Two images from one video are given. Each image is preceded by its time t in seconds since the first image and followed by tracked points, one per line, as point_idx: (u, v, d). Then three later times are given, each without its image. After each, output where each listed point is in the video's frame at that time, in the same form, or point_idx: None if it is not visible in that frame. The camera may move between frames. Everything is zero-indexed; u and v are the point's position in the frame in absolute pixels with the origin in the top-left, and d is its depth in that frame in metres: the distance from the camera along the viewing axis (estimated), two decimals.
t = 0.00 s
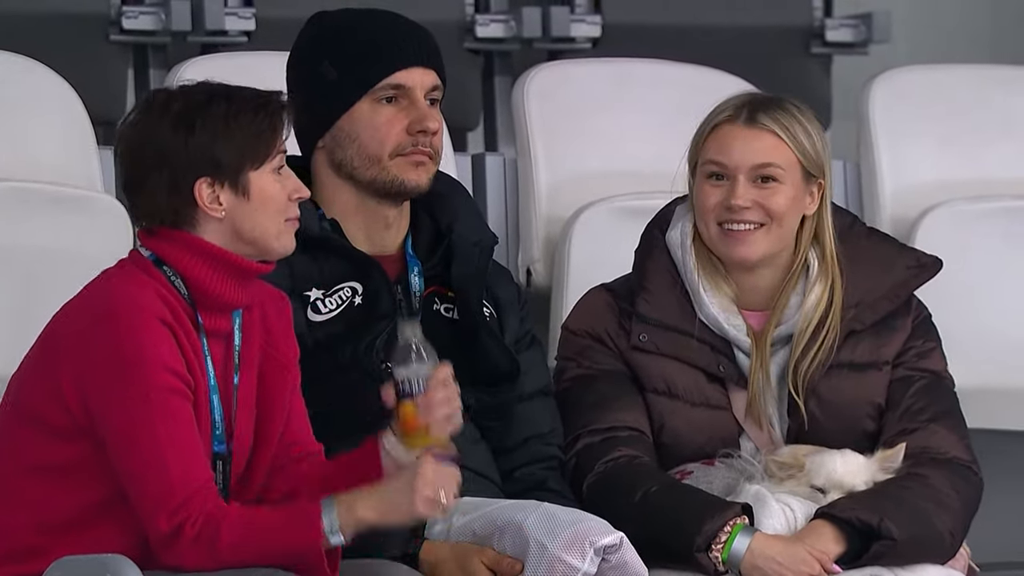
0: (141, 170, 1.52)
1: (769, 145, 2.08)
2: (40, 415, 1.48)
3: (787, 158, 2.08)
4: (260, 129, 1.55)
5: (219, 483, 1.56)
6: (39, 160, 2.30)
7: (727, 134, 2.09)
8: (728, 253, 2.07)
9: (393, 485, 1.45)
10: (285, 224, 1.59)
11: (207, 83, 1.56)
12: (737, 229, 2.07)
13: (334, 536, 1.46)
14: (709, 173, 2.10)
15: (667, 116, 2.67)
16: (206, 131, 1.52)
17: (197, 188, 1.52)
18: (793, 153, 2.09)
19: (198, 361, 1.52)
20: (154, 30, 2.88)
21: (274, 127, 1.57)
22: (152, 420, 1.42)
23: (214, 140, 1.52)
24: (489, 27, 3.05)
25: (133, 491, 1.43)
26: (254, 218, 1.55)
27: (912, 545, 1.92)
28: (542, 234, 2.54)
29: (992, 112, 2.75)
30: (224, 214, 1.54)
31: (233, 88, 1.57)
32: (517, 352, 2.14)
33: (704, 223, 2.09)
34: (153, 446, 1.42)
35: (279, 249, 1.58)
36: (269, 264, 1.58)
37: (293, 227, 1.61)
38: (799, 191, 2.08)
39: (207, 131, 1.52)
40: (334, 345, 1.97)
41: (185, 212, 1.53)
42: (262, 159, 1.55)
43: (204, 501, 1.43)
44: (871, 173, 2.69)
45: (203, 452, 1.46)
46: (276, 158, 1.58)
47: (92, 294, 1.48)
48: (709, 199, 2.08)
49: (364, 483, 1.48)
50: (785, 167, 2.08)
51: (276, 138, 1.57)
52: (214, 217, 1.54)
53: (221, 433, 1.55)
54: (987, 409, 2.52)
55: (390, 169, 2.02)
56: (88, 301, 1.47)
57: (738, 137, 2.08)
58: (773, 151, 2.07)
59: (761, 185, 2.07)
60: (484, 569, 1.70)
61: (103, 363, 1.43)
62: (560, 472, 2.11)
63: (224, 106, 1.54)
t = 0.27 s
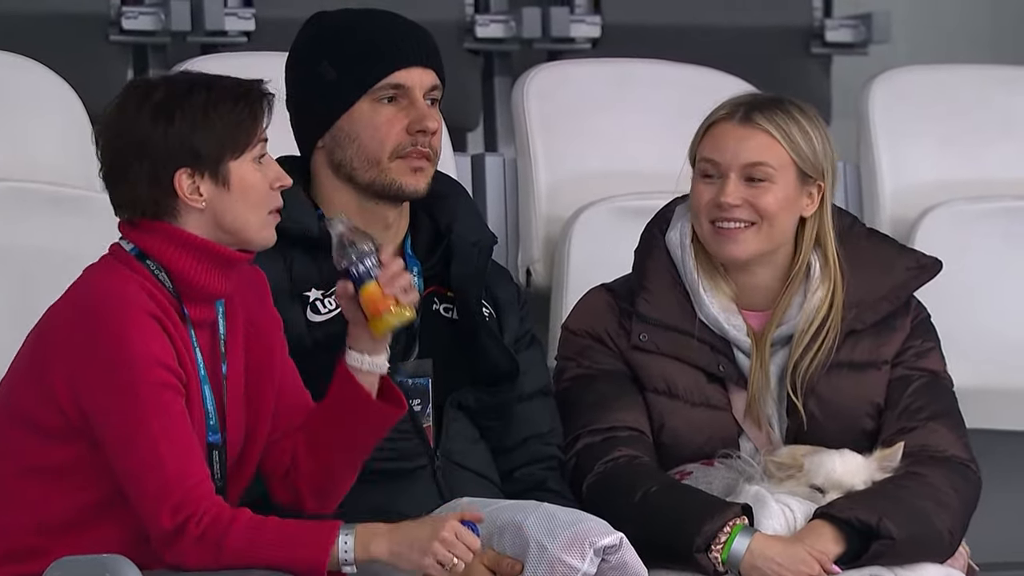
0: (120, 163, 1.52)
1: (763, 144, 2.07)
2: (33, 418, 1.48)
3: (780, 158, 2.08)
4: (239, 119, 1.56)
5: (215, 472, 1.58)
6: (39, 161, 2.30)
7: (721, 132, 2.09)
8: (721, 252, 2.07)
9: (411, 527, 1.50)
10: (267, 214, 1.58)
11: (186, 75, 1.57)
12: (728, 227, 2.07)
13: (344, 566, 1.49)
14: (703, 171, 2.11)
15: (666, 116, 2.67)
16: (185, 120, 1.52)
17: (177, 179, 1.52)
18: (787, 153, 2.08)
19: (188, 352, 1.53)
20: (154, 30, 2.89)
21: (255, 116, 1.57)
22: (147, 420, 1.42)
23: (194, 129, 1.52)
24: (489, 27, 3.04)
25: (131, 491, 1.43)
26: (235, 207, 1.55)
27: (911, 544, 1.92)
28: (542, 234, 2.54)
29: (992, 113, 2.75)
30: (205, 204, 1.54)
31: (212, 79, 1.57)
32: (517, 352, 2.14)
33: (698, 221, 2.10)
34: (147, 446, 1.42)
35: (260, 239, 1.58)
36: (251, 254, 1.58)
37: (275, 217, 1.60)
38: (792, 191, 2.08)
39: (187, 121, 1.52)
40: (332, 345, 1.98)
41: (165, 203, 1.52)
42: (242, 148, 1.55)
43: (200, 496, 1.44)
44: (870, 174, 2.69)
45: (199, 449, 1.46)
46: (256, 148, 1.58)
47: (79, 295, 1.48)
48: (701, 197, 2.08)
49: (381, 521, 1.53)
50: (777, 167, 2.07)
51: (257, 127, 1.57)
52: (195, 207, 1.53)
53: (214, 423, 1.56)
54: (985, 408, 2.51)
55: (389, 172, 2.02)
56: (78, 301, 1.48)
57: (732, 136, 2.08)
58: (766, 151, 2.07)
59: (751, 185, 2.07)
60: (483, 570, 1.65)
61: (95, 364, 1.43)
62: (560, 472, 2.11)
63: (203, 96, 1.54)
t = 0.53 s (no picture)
0: (97, 159, 1.51)
1: (760, 143, 2.07)
2: (28, 419, 1.47)
3: (778, 157, 2.07)
4: (212, 106, 1.54)
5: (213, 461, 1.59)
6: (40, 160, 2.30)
7: (718, 131, 2.09)
8: (717, 251, 2.07)
9: (412, 545, 1.55)
10: (248, 197, 1.58)
11: (154, 65, 1.55)
12: (725, 226, 2.07)
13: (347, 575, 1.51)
14: (702, 169, 2.11)
15: (667, 116, 2.67)
16: (158, 112, 1.51)
17: (155, 172, 1.51)
18: (785, 153, 2.08)
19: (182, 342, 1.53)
20: (154, 29, 2.85)
21: (228, 101, 1.56)
22: (146, 419, 1.41)
23: (167, 121, 1.51)
24: (489, 26, 3.06)
25: (131, 490, 1.43)
26: (215, 194, 1.55)
27: (912, 543, 1.92)
28: (543, 233, 2.54)
29: (992, 113, 2.75)
30: (186, 192, 1.53)
31: (182, 67, 1.55)
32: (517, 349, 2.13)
33: (696, 220, 2.10)
34: (146, 445, 1.41)
35: (241, 222, 1.58)
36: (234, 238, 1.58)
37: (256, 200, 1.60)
38: (789, 190, 2.08)
39: (160, 112, 1.51)
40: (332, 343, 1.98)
41: (147, 196, 1.52)
42: (218, 135, 1.54)
43: (203, 495, 1.44)
44: (872, 174, 2.69)
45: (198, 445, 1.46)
46: (232, 133, 1.56)
47: (69, 294, 1.47)
48: (699, 196, 2.09)
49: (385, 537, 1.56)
50: (774, 166, 2.07)
51: (232, 112, 1.56)
52: (175, 197, 1.53)
53: (209, 413, 1.57)
54: (979, 404, 2.60)
55: (411, 171, 2.00)
56: (69, 300, 1.47)
57: (729, 135, 2.08)
58: (764, 150, 2.07)
59: (749, 183, 2.07)
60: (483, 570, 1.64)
61: (92, 363, 1.43)
62: (561, 471, 2.11)
63: (173, 86, 1.53)
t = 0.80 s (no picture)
0: (89, 159, 1.51)
1: (762, 142, 2.07)
2: (28, 419, 1.47)
3: (780, 156, 2.07)
4: (201, 101, 1.53)
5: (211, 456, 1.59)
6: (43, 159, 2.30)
7: (720, 129, 2.09)
8: (719, 249, 2.07)
9: (415, 546, 1.57)
10: (243, 192, 1.57)
11: (144, 63, 1.54)
12: (727, 225, 2.07)
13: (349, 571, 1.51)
14: (704, 168, 2.11)
15: (669, 115, 2.67)
16: (146, 109, 1.50)
17: (146, 169, 1.50)
18: (787, 152, 2.08)
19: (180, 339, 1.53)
20: (157, 28, 2.85)
21: (218, 96, 1.54)
22: (146, 419, 1.41)
23: (155, 118, 1.50)
24: (492, 25, 3.06)
25: (132, 489, 1.43)
26: (209, 189, 1.54)
27: (915, 542, 1.92)
28: (546, 233, 2.54)
29: (995, 112, 2.75)
30: (179, 188, 1.52)
31: (171, 64, 1.54)
32: (520, 346, 2.14)
33: (698, 218, 2.10)
34: (146, 445, 1.41)
35: (236, 217, 1.57)
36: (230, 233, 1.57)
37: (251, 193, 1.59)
38: (791, 189, 2.07)
39: (148, 109, 1.50)
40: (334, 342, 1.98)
41: (141, 194, 1.51)
42: (208, 130, 1.53)
43: (204, 494, 1.44)
44: (874, 173, 2.69)
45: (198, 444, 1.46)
46: (223, 127, 1.55)
47: (67, 295, 1.47)
48: (702, 194, 2.09)
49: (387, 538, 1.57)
50: (776, 165, 2.07)
51: (222, 107, 1.55)
52: (168, 193, 1.52)
53: (209, 409, 1.57)
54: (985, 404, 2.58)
55: (428, 170, 2.02)
56: (68, 300, 1.47)
57: (731, 133, 2.08)
58: (766, 148, 2.07)
59: (751, 182, 2.07)
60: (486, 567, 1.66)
61: (91, 364, 1.43)
62: (564, 468, 2.12)
63: (161, 83, 1.52)
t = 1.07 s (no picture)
0: (82, 162, 1.51)
1: (761, 141, 2.07)
2: (26, 420, 1.47)
3: (778, 156, 2.07)
4: (191, 99, 1.53)
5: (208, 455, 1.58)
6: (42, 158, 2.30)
7: (719, 128, 2.10)
8: (718, 249, 2.07)
9: (416, 547, 1.56)
10: (235, 188, 1.57)
11: (131, 64, 1.54)
12: (726, 224, 2.07)
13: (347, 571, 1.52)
14: (703, 167, 2.11)
15: (668, 114, 2.67)
16: (137, 110, 1.50)
17: (140, 169, 1.50)
18: (786, 151, 2.08)
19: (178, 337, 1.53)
20: (156, 27, 2.85)
21: (207, 93, 1.55)
22: (145, 417, 1.41)
23: (146, 118, 1.50)
24: (492, 24, 3.06)
25: (132, 489, 1.43)
26: (202, 187, 1.54)
27: (914, 541, 1.92)
28: (545, 233, 2.54)
29: (994, 112, 2.75)
30: (172, 187, 1.52)
31: (158, 63, 1.54)
32: (519, 346, 2.14)
33: (697, 217, 2.10)
34: (145, 445, 1.41)
35: (229, 212, 1.57)
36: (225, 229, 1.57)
37: (244, 189, 1.59)
38: (790, 188, 2.07)
39: (138, 109, 1.50)
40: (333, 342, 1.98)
41: (136, 194, 1.51)
42: (199, 127, 1.53)
43: (204, 494, 1.44)
44: (873, 172, 2.69)
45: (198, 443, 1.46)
46: (214, 124, 1.55)
47: (64, 297, 1.47)
48: (701, 193, 2.09)
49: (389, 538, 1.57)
50: (775, 164, 2.07)
51: (212, 103, 1.55)
52: (162, 193, 1.52)
53: (207, 408, 1.57)
54: (987, 403, 2.59)
55: (430, 171, 2.02)
56: (65, 301, 1.47)
57: (730, 132, 2.08)
58: (765, 148, 2.07)
59: (750, 181, 2.07)
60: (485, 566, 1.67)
61: (89, 364, 1.43)
62: (564, 467, 2.12)
63: (150, 83, 1.52)
